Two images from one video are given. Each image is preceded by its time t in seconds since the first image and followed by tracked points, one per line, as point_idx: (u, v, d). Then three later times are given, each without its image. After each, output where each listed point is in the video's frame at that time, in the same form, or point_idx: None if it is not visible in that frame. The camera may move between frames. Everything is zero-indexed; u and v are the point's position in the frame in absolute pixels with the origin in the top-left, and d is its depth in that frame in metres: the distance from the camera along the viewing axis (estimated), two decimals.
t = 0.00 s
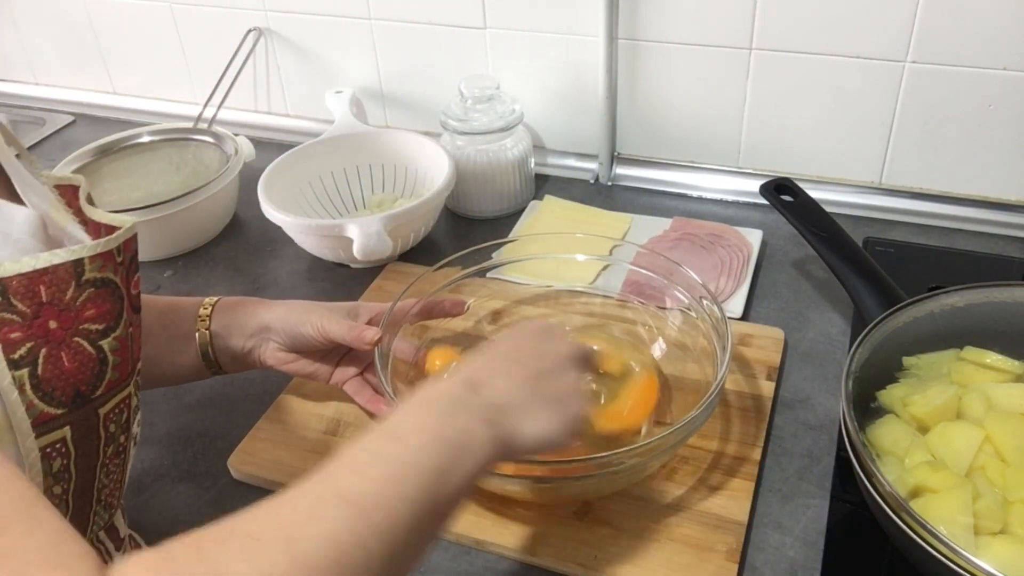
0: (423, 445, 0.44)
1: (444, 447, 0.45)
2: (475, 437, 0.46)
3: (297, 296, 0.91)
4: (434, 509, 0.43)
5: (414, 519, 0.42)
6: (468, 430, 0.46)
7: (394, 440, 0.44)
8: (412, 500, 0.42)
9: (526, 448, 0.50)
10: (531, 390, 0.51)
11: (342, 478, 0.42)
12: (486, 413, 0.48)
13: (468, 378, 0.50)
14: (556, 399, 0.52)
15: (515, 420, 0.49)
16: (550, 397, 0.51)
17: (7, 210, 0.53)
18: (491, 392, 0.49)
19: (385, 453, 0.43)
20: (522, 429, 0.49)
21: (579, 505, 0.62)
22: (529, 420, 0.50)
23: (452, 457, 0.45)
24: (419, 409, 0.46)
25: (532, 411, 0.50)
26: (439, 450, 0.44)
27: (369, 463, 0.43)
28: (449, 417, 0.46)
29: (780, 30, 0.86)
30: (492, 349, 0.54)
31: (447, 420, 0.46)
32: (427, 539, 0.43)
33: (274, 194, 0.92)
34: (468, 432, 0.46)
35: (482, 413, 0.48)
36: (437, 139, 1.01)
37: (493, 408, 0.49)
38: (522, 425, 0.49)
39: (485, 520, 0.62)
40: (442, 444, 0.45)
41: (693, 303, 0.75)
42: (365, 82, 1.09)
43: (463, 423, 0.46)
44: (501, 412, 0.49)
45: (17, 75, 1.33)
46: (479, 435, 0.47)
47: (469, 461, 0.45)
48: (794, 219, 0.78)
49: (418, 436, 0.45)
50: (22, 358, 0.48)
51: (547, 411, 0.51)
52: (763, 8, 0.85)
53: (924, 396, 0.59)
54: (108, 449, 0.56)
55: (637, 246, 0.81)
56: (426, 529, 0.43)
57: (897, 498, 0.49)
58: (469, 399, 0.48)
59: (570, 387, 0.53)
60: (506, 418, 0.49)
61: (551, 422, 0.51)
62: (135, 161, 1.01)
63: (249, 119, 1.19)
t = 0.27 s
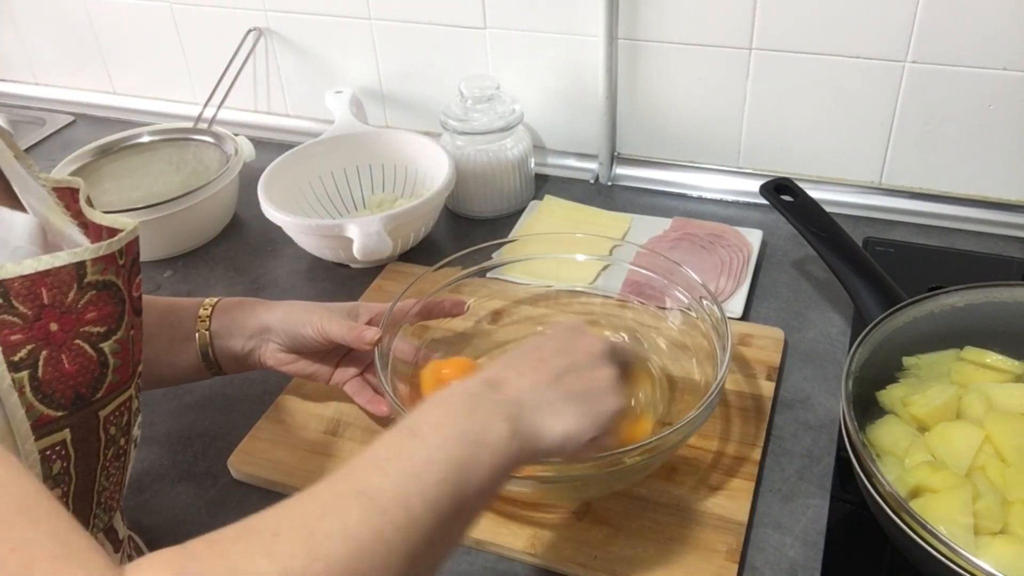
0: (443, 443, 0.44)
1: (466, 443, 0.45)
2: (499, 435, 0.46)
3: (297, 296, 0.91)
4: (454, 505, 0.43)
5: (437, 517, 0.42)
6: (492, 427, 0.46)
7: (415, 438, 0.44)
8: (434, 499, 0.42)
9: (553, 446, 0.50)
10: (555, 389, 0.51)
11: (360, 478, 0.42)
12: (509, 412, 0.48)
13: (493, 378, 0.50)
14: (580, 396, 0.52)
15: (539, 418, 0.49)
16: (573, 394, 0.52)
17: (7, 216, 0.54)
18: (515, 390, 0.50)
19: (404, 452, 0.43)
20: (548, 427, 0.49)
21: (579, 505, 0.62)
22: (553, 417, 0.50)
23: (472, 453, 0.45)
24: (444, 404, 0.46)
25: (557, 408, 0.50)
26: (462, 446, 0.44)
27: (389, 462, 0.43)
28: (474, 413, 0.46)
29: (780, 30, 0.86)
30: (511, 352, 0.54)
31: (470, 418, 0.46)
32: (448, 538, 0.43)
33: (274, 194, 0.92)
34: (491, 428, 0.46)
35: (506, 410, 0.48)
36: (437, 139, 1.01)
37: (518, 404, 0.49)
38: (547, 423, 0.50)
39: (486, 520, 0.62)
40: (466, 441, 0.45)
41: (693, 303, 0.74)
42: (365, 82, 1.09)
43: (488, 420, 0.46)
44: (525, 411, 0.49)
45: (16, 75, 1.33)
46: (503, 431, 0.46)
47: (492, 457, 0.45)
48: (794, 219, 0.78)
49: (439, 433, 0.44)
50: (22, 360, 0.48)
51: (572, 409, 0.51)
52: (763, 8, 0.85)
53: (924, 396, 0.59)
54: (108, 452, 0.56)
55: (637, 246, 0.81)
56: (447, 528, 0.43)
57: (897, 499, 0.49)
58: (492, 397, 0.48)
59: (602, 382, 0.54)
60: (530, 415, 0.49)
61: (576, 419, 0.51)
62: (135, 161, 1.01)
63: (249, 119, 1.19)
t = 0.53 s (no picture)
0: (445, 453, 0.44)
1: (470, 453, 0.45)
2: (507, 446, 0.47)
3: (297, 296, 0.91)
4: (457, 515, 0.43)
5: (441, 529, 0.42)
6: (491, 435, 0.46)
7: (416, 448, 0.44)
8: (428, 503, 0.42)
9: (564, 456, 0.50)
10: (563, 397, 0.51)
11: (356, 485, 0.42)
12: (517, 420, 0.48)
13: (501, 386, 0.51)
14: (591, 403, 0.52)
15: (547, 427, 0.49)
16: (582, 401, 0.52)
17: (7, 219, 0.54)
18: (521, 398, 0.50)
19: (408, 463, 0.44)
20: (558, 437, 0.49)
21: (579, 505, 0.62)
22: (562, 424, 0.50)
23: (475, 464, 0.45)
24: (449, 416, 0.47)
25: (565, 415, 0.50)
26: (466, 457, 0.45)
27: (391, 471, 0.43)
28: (481, 423, 0.47)
29: (780, 30, 0.86)
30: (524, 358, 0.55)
31: (474, 428, 0.46)
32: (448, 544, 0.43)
33: (274, 194, 0.92)
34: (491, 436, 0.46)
35: (510, 419, 0.48)
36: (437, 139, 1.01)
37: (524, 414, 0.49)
38: (555, 432, 0.49)
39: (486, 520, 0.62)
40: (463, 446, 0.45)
41: (693, 303, 0.74)
42: (365, 82, 1.09)
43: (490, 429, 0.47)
44: (534, 419, 0.49)
45: (16, 75, 1.33)
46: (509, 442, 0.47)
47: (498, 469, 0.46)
48: (794, 219, 0.78)
49: (441, 444, 0.45)
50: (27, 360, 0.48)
51: (582, 415, 0.51)
52: (763, 8, 0.85)
53: (924, 396, 0.59)
54: (110, 452, 0.56)
55: (637, 246, 0.81)
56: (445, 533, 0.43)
57: (897, 499, 0.49)
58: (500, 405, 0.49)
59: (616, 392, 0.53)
60: (540, 423, 0.49)
61: (589, 426, 0.51)
62: (135, 161, 1.01)
63: (249, 119, 1.20)
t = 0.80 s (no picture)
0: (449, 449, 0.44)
1: (472, 448, 0.45)
2: (506, 444, 0.47)
3: (296, 295, 0.91)
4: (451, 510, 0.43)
5: (443, 522, 0.42)
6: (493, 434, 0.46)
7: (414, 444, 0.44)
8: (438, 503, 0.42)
9: (554, 459, 0.50)
10: (554, 401, 0.52)
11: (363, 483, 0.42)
12: (513, 421, 0.48)
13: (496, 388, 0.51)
14: (578, 408, 0.53)
15: (540, 429, 0.50)
16: (570, 405, 0.52)
17: (9, 220, 0.53)
18: (517, 400, 0.50)
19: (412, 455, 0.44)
20: (549, 439, 0.50)
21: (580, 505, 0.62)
22: (552, 429, 0.50)
23: (479, 459, 0.45)
24: (451, 412, 0.47)
25: (554, 420, 0.51)
26: (468, 451, 0.45)
27: (395, 465, 0.43)
28: (480, 419, 0.47)
29: (780, 30, 0.86)
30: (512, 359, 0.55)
31: (475, 426, 0.46)
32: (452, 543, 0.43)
33: (275, 194, 0.92)
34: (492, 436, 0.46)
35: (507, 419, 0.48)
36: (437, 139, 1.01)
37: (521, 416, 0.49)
38: (547, 435, 0.50)
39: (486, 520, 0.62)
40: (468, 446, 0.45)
41: (693, 303, 0.74)
42: (365, 82, 1.09)
43: (490, 428, 0.47)
44: (528, 422, 0.49)
45: (17, 76, 1.33)
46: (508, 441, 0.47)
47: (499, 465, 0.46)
48: (794, 219, 0.78)
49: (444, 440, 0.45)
50: (29, 359, 0.48)
51: (568, 420, 0.52)
52: (763, 8, 0.85)
53: (925, 396, 0.59)
54: (111, 451, 0.56)
55: (637, 245, 0.81)
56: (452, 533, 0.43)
57: (897, 499, 0.49)
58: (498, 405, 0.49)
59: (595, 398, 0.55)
60: (533, 427, 0.49)
61: (574, 430, 0.52)
62: (135, 161, 1.01)
63: (249, 119, 1.20)
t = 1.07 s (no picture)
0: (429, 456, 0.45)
1: (454, 455, 0.45)
2: (487, 449, 0.47)
3: (296, 295, 0.91)
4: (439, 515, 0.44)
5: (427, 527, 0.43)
6: (476, 438, 0.47)
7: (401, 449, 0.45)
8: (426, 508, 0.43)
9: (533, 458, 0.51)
10: (534, 401, 0.52)
11: (356, 489, 0.42)
12: (495, 423, 0.49)
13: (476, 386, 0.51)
14: (555, 408, 0.53)
15: (522, 430, 0.50)
16: (548, 405, 0.53)
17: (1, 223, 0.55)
18: (499, 400, 0.50)
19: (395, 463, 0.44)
20: (529, 441, 0.50)
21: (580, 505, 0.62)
22: (533, 430, 0.51)
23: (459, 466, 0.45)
24: (437, 417, 0.47)
25: (535, 420, 0.51)
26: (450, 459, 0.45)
27: (378, 473, 0.43)
28: (461, 425, 0.47)
29: (779, 30, 0.86)
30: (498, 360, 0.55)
31: (457, 431, 0.46)
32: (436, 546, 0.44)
33: (275, 194, 0.92)
34: (475, 440, 0.47)
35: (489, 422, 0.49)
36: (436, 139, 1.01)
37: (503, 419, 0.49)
38: (528, 438, 0.50)
39: (486, 519, 0.62)
40: (453, 450, 0.45)
41: (693, 303, 0.74)
42: (365, 82, 1.09)
43: (475, 432, 0.47)
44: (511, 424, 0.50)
45: (17, 76, 1.33)
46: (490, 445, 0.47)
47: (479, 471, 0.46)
48: (794, 219, 0.78)
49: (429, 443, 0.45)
50: (24, 358, 0.48)
51: (547, 419, 0.52)
52: (763, 9, 0.85)
53: (925, 396, 0.59)
54: (109, 451, 0.56)
55: (637, 245, 0.81)
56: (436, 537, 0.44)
57: (897, 499, 0.49)
58: (480, 406, 0.49)
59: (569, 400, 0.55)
60: (514, 428, 0.50)
61: (553, 431, 0.52)
62: (135, 161, 1.01)
63: (249, 119, 1.20)
